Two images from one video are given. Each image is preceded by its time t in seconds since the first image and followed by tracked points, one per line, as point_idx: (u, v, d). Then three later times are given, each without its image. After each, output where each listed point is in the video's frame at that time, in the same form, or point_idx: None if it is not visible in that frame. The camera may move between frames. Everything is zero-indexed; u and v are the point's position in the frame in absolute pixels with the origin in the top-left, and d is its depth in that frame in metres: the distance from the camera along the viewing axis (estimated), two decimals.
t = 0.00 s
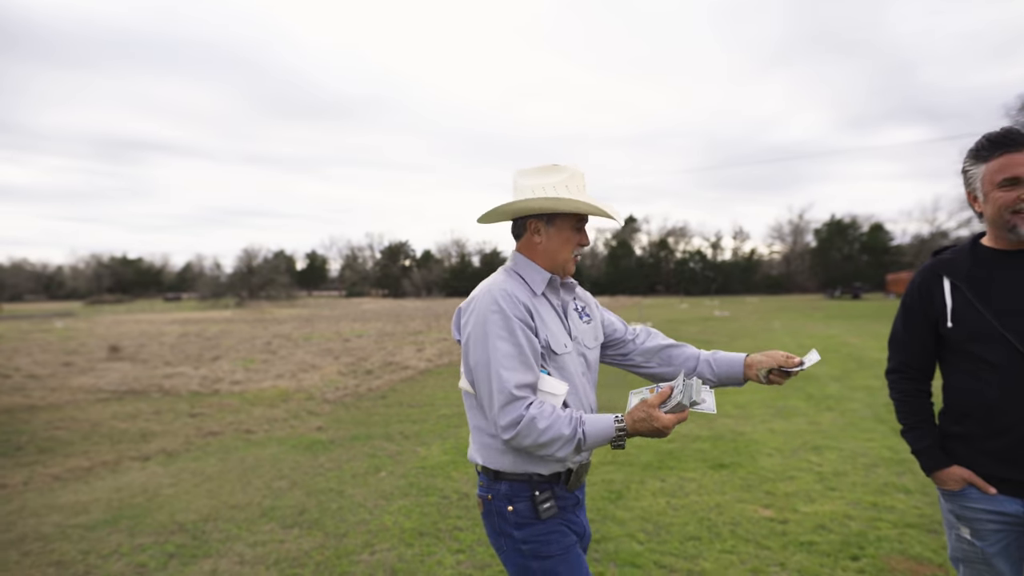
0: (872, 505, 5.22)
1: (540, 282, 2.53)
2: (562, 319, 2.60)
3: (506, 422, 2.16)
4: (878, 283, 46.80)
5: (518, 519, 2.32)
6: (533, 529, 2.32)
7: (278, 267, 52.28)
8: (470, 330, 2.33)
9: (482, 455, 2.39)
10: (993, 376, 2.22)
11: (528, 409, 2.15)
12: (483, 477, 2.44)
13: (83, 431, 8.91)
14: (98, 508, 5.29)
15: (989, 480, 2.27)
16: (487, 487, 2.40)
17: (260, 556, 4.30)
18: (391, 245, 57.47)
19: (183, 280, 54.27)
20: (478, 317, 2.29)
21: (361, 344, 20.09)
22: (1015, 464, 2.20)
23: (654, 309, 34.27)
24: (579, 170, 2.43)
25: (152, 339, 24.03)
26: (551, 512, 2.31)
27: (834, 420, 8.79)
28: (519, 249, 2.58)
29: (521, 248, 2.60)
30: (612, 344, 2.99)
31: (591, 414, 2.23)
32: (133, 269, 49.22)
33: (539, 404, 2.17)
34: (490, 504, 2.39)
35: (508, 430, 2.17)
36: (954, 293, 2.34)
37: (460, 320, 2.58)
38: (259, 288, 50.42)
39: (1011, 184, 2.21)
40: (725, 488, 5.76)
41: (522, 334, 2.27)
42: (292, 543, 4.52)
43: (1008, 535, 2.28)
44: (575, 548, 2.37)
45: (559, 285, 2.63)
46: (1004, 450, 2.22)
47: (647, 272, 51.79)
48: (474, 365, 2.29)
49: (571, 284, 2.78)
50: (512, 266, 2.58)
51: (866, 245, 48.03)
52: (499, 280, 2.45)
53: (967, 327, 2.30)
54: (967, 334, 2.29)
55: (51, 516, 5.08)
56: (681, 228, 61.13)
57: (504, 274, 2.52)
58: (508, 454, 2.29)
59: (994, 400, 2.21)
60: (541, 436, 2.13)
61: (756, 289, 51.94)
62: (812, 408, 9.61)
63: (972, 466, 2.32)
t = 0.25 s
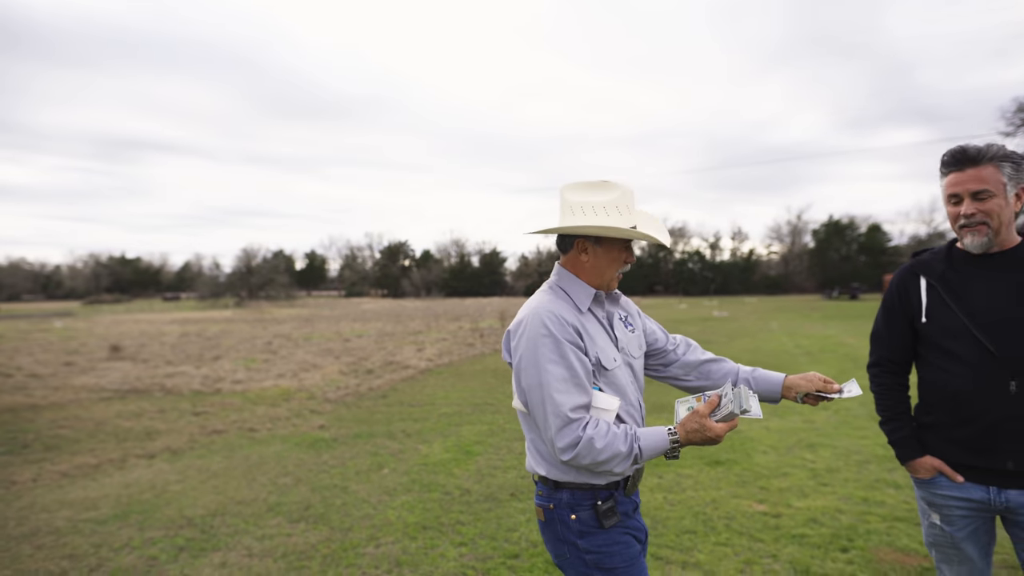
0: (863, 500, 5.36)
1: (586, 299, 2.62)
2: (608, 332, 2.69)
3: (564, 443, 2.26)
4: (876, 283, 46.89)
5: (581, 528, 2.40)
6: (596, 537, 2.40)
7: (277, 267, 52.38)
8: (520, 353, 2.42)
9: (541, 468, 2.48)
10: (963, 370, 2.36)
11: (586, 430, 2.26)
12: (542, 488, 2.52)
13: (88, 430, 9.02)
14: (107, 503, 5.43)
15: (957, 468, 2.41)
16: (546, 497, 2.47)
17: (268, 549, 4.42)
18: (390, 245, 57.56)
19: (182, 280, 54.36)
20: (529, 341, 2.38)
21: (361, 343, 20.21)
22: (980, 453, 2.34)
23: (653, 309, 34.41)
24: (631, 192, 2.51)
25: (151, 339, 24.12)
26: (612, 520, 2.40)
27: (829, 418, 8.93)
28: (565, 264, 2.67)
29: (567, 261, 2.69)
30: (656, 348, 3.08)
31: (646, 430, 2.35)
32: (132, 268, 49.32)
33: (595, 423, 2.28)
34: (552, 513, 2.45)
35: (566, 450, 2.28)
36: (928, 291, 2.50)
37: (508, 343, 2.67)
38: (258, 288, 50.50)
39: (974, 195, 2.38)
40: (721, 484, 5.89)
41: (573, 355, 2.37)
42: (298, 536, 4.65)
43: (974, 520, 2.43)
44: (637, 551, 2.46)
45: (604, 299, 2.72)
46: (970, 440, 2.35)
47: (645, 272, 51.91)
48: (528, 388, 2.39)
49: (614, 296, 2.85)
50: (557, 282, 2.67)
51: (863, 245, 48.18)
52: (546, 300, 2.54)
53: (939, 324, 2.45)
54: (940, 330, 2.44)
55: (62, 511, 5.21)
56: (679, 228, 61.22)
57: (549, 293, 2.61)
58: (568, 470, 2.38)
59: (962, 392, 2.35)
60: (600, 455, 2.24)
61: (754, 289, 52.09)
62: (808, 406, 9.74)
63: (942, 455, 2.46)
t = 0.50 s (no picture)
0: (852, 493, 5.51)
1: (622, 291, 2.74)
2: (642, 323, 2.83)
3: (606, 432, 2.42)
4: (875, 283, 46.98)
5: (611, 508, 2.55)
6: (625, 518, 2.54)
7: (276, 267, 52.43)
8: (563, 345, 2.55)
9: (578, 453, 2.62)
10: (923, 358, 2.65)
11: (627, 420, 2.42)
12: (576, 470, 2.68)
13: (93, 427, 9.17)
14: (116, 497, 5.59)
15: (920, 451, 2.67)
16: (581, 478, 2.63)
17: (275, 539, 4.59)
18: (389, 245, 57.61)
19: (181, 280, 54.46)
20: (571, 334, 2.51)
21: (360, 343, 20.36)
22: (940, 437, 2.59)
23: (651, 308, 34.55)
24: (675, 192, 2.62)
25: (152, 339, 24.23)
26: (642, 503, 2.54)
27: (822, 415, 9.07)
28: (604, 255, 2.80)
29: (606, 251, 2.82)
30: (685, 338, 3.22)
31: (680, 420, 2.54)
32: (131, 268, 49.41)
33: (636, 413, 2.44)
34: (584, 492, 2.61)
35: (608, 438, 2.43)
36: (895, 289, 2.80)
37: (547, 335, 2.78)
38: (257, 288, 50.59)
39: (928, 209, 2.60)
40: (714, 479, 6.04)
41: (614, 348, 2.51)
42: (303, 528, 4.80)
43: (938, 501, 2.67)
44: (663, 533, 2.59)
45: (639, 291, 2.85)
46: (931, 424, 2.62)
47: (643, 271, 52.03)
48: (569, 378, 2.52)
49: (647, 286, 2.98)
50: (596, 275, 2.80)
51: (861, 245, 48.26)
52: (586, 293, 2.67)
53: (905, 317, 2.74)
54: (904, 323, 2.74)
55: (73, 504, 5.37)
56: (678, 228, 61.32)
57: (587, 285, 2.75)
58: (607, 456, 2.54)
59: (922, 378, 2.63)
60: (641, 443, 2.42)
61: (752, 289, 52.16)
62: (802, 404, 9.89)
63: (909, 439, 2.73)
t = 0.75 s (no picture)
0: (835, 487, 5.66)
1: (633, 290, 2.72)
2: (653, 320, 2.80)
3: (611, 420, 2.41)
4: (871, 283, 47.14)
5: (616, 488, 2.53)
6: (629, 500, 2.51)
7: (274, 266, 52.47)
8: (572, 339, 2.57)
9: (588, 438, 2.64)
10: (879, 355, 2.96)
11: (630, 409, 2.41)
12: (589, 454, 2.68)
13: (94, 425, 9.28)
14: (118, 492, 5.74)
15: (879, 442, 2.95)
16: (593, 461, 2.65)
17: (273, 532, 4.72)
18: (387, 245, 57.65)
19: (180, 279, 54.54)
20: (580, 328, 2.53)
21: (358, 342, 20.47)
22: (895, 428, 2.88)
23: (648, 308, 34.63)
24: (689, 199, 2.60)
25: (150, 338, 24.32)
26: (646, 486, 2.50)
27: (812, 413, 9.21)
28: (618, 258, 2.78)
29: (619, 254, 2.79)
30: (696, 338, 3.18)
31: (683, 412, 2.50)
32: (128, 268, 49.44)
33: (639, 404, 2.43)
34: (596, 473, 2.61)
35: (613, 426, 2.43)
36: (858, 292, 3.11)
37: (562, 331, 2.81)
38: (255, 288, 50.58)
39: (884, 220, 2.89)
40: (703, 474, 6.17)
41: (620, 342, 2.51)
42: (300, 522, 4.93)
43: (896, 489, 2.95)
44: (667, 518, 2.53)
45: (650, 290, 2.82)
46: (888, 416, 2.90)
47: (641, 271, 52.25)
48: (577, 372, 2.54)
49: (659, 284, 2.94)
50: (608, 275, 2.78)
51: (858, 245, 48.43)
52: (596, 292, 2.67)
53: (863, 317, 3.06)
54: (864, 323, 3.06)
55: (76, 498, 5.50)
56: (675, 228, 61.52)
57: (598, 285, 2.74)
58: (611, 441, 2.53)
59: (877, 372, 2.95)
60: (642, 431, 2.40)
61: (750, 288, 52.32)
62: (793, 402, 10.02)
63: (869, 430, 3.01)
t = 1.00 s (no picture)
0: (802, 482, 5.87)
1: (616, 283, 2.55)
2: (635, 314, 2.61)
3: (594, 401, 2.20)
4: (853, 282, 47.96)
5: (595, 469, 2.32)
6: (607, 479, 2.28)
7: (260, 266, 52.20)
8: (558, 327, 2.39)
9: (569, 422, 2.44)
10: (825, 350, 3.17)
11: (611, 389, 2.21)
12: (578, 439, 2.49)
13: (76, 425, 9.28)
14: (101, 490, 5.81)
15: (829, 433, 3.13)
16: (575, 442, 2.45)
17: (255, 527, 4.83)
18: (374, 245, 57.55)
19: (164, 279, 54.04)
20: (564, 314, 2.35)
21: (344, 342, 20.49)
22: (842, 419, 3.08)
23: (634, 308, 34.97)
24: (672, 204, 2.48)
25: (135, 339, 24.20)
26: (624, 467, 2.26)
27: (787, 410, 9.44)
28: (600, 257, 2.58)
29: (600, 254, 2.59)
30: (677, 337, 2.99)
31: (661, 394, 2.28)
32: (112, 267, 48.89)
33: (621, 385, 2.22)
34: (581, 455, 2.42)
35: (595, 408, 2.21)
36: (804, 293, 3.33)
37: (550, 322, 2.63)
38: (240, 288, 50.20)
39: (825, 227, 3.10)
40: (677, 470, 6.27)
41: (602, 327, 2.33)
42: (281, 517, 5.05)
43: (845, 477, 3.14)
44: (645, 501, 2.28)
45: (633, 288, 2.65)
46: (835, 408, 3.10)
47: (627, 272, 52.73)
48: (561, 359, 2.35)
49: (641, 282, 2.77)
50: (592, 270, 2.59)
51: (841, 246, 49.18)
52: (578, 285, 2.48)
53: (810, 316, 3.29)
54: (811, 321, 3.28)
55: (59, 496, 5.55)
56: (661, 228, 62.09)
57: (582, 278, 2.55)
58: (590, 421, 2.32)
59: (823, 366, 3.16)
60: (621, 411, 2.20)
61: (735, 288, 52.87)
62: (769, 399, 10.24)
63: (819, 423, 3.21)
